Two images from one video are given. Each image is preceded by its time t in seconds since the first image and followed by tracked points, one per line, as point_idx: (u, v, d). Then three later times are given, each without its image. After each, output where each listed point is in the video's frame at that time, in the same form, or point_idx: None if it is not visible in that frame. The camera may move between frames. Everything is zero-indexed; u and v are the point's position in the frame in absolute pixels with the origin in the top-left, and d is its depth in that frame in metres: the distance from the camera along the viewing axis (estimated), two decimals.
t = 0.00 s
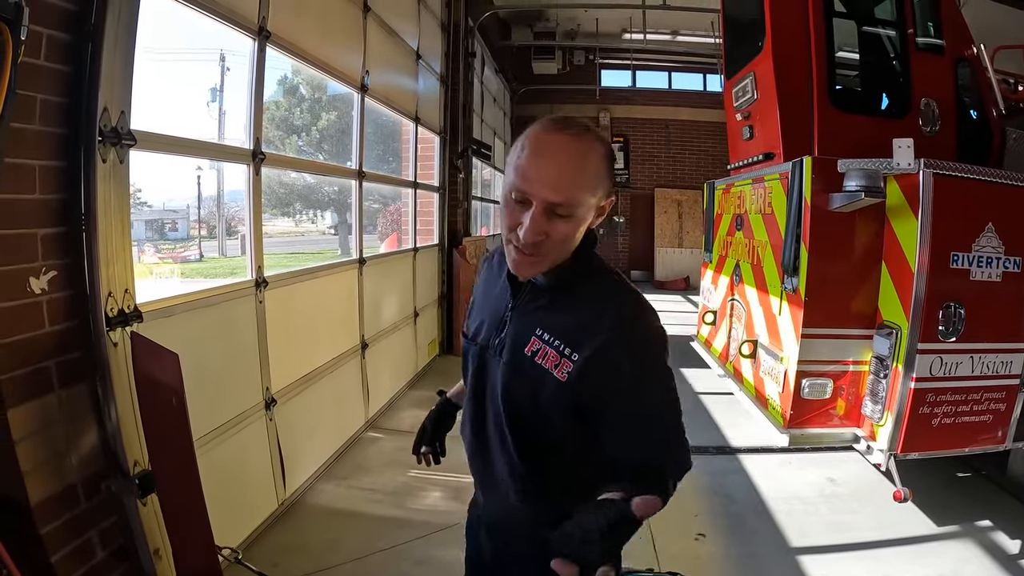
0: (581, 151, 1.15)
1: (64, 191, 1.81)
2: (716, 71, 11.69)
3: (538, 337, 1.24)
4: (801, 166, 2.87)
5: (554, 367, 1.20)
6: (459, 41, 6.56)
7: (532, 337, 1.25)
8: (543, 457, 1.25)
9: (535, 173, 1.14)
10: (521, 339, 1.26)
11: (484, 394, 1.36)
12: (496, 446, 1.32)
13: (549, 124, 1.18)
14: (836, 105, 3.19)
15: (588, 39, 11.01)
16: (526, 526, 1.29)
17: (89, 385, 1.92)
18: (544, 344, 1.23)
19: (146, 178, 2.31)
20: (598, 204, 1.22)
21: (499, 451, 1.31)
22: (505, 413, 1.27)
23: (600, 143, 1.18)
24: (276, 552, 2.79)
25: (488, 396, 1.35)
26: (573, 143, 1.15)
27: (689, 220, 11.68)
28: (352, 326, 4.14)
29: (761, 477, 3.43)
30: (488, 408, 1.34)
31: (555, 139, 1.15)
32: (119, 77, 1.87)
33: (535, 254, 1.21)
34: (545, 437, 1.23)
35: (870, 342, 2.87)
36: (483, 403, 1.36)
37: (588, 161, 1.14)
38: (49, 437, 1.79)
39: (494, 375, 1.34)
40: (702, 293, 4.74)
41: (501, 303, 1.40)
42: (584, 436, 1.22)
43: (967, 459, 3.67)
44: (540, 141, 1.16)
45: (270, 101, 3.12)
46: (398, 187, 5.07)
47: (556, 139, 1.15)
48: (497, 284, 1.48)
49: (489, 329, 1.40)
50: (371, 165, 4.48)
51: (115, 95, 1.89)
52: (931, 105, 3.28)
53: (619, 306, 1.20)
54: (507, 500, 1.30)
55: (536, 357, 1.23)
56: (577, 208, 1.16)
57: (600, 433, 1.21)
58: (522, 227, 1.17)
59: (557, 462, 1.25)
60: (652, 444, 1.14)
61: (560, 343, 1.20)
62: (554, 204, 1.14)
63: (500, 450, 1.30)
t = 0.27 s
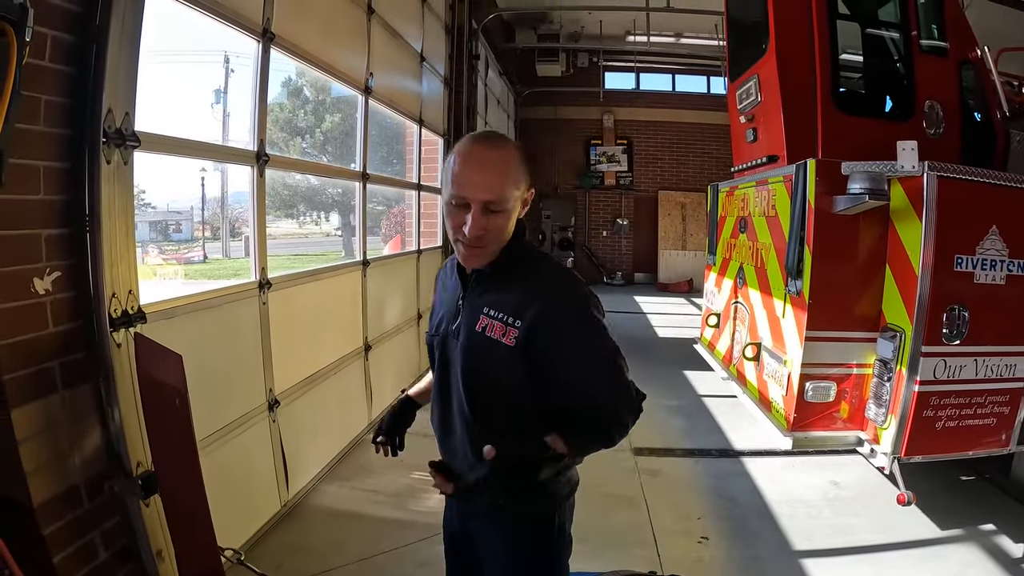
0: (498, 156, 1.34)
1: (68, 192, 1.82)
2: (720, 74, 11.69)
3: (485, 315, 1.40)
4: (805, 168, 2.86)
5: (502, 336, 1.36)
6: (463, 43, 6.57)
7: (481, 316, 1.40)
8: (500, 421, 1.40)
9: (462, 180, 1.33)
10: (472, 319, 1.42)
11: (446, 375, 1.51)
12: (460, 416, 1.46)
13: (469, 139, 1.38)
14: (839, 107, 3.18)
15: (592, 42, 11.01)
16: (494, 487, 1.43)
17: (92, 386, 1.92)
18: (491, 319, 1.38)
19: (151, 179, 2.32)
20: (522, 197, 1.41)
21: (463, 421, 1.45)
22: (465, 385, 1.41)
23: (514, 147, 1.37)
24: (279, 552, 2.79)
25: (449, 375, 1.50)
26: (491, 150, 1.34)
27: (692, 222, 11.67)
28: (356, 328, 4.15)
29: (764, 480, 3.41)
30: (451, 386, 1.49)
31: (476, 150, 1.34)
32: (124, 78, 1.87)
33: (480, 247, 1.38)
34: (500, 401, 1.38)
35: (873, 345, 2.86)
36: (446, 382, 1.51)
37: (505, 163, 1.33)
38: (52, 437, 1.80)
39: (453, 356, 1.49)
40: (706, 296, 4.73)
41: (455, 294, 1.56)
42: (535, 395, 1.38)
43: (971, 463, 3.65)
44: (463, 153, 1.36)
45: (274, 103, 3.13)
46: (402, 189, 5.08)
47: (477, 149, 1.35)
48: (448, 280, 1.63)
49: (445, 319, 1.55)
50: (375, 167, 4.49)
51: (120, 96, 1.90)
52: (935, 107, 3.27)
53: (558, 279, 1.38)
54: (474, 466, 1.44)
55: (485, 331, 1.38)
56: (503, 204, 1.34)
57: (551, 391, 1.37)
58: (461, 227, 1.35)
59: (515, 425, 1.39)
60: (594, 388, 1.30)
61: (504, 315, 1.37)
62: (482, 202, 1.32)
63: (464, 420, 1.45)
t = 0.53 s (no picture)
0: (501, 176, 1.46)
1: (72, 192, 1.83)
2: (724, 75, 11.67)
3: (487, 306, 1.60)
4: (809, 169, 2.85)
5: (508, 323, 1.58)
6: (467, 44, 6.57)
7: (483, 307, 1.60)
8: (504, 396, 1.62)
9: (471, 202, 1.43)
10: (474, 312, 1.61)
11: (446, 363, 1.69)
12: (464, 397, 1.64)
13: (463, 161, 1.46)
14: (844, 108, 3.17)
15: (596, 43, 11.01)
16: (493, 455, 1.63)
17: (96, 386, 1.92)
18: (494, 310, 1.60)
19: (154, 180, 2.32)
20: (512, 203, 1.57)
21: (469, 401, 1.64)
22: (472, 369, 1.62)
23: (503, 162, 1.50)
24: (281, 554, 2.79)
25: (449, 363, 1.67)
26: (493, 171, 1.45)
27: (696, 224, 11.66)
28: (360, 329, 4.15)
29: (768, 482, 3.40)
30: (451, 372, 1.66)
31: (479, 172, 1.44)
32: (128, 79, 1.88)
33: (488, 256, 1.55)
34: (507, 378, 1.61)
35: (878, 347, 2.84)
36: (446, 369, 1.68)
37: (508, 184, 1.47)
38: (55, 437, 1.80)
39: (451, 346, 1.66)
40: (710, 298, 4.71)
41: (441, 291, 1.70)
42: (537, 370, 1.62)
43: (975, 465, 3.63)
44: (465, 176, 1.44)
45: (278, 104, 3.13)
46: (406, 190, 5.09)
47: (479, 171, 1.44)
48: (428, 278, 1.75)
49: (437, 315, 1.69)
50: (379, 168, 4.49)
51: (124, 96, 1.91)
52: (940, 108, 3.26)
53: (552, 271, 1.61)
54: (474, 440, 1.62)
55: (491, 321, 1.59)
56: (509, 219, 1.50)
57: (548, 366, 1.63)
58: (475, 245, 1.47)
59: (519, 398, 1.62)
60: (587, 358, 1.59)
61: (507, 306, 1.58)
62: (495, 222, 1.45)
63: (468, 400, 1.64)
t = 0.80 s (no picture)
0: (510, 181, 1.51)
1: (75, 194, 1.83)
2: (727, 77, 11.66)
3: (488, 303, 1.64)
4: (813, 171, 2.84)
5: (511, 319, 1.63)
6: (470, 46, 6.58)
7: (484, 304, 1.64)
8: (506, 389, 1.68)
9: (483, 206, 1.46)
10: (474, 310, 1.65)
11: (444, 360, 1.71)
12: (465, 393, 1.69)
13: (470, 166, 1.49)
14: (847, 110, 3.16)
15: (599, 44, 11.00)
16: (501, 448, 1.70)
17: (98, 387, 1.93)
18: (496, 306, 1.63)
19: (157, 181, 2.33)
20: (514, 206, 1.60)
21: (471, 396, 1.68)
22: (474, 365, 1.66)
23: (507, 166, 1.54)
24: (284, 555, 2.79)
25: (448, 360, 1.70)
26: (503, 176, 1.49)
27: (699, 225, 11.64)
28: (362, 330, 4.15)
29: (771, 484, 3.39)
30: (452, 368, 1.70)
31: (490, 177, 1.47)
32: (131, 80, 1.89)
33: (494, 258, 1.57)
34: (509, 373, 1.66)
35: (881, 349, 2.83)
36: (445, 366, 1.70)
37: (517, 189, 1.51)
38: (58, 438, 1.81)
39: (450, 343, 1.68)
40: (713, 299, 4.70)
41: (434, 289, 1.70)
42: (537, 363, 1.68)
43: (979, 467, 3.61)
44: (476, 180, 1.47)
45: (281, 105, 3.14)
46: (409, 191, 5.09)
47: (490, 177, 1.48)
48: (419, 274, 1.75)
49: (432, 313, 1.70)
50: (382, 170, 4.49)
51: (128, 97, 1.91)
52: (943, 110, 3.24)
53: (548, 267, 1.66)
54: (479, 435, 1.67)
55: (493, 317, 1.63)
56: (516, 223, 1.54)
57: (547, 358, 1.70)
58: (484, 248, 1.49)
59: (520, 392, 1.68)
60: (584, 349, 1.68)
61: (508, 302, 1.63)
62: (505, 225, 1.49)
63: (471, 395, 1.68)
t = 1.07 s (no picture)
0: (516, 188, 1.47)
1: (75, 194, 1.83)
2: (728, 78, 11.66)
3: (499, 308, 1.58)
4: (814, 172, 2.84)
5: (524, 321, 1.59)
6: (471, 47, 6.58)
7: (495, 310, 1.58)
8: (520, 392, 1.64)
9: (494, 216, 1.41)
10: (486, 316, 1.58)
11: (455, 373, 1.61)
12: (481, 402, 1.62)
13: (477, 175, 1.44)
14: (849, 111, 3.16)
15: (601, 45, 11.00)
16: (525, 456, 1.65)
17: (98, 388, 1.93)
18: (507, 311, 1.58)
19: (158, 182, 2.33)
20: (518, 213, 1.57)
21: (487, 405, 1.62)
22: (490, 372, 1.60)
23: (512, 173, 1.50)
24: (285, 556, 2.79)
25: (460, 372, 1.61)
26: (509, 183, 1.46)
27: (700, 226, 11.64)
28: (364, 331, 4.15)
29: (773, 485, 3.38)
30: (465, 379, 1.61)
31: (496, 185, 1.43)
32: (133, 81, 1.90)
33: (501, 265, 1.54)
34: (523, 375, 1.63)
35: (883, 349, 2.82)
36: (457, 378, 1.62)
37: (523, 195, 1.48)
38: (59, 439, 1.81)
39: (461, 354, 1.59)
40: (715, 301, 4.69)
41: (435, 301, 1.60)
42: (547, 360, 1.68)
43: (981, 469, 3.60)
44: (483, 189, 1.42)
45: (283, 106, 3.14)
46: (410, 193, 5.10)
47: (496, 184, 1.43)
48: (413, 285, 1.63)
49: (437, 324, 1.60)
50: (383, 171, 4.49)
51: (129, 98, 1.91)
52: (944, 111, 3.24)
53: (548, 264, 1.66)
54: (513, 443, 1.60)
55: (507, 322, 1.58)
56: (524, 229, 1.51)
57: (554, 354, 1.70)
58: (495, 258, 1.46)
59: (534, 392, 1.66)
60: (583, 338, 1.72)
61: (520, 305, 1.58)
62: (516, 232, 1.46)
63: (488, 403, 1.62)
